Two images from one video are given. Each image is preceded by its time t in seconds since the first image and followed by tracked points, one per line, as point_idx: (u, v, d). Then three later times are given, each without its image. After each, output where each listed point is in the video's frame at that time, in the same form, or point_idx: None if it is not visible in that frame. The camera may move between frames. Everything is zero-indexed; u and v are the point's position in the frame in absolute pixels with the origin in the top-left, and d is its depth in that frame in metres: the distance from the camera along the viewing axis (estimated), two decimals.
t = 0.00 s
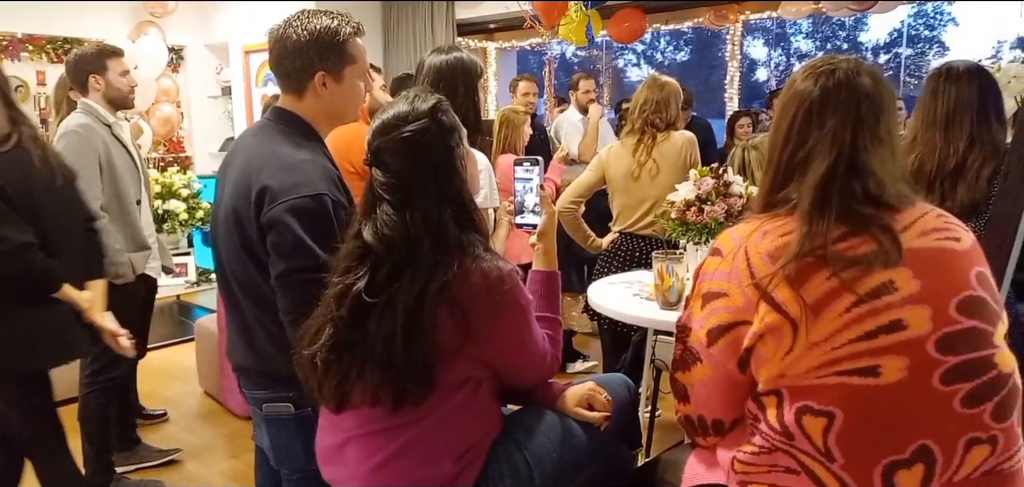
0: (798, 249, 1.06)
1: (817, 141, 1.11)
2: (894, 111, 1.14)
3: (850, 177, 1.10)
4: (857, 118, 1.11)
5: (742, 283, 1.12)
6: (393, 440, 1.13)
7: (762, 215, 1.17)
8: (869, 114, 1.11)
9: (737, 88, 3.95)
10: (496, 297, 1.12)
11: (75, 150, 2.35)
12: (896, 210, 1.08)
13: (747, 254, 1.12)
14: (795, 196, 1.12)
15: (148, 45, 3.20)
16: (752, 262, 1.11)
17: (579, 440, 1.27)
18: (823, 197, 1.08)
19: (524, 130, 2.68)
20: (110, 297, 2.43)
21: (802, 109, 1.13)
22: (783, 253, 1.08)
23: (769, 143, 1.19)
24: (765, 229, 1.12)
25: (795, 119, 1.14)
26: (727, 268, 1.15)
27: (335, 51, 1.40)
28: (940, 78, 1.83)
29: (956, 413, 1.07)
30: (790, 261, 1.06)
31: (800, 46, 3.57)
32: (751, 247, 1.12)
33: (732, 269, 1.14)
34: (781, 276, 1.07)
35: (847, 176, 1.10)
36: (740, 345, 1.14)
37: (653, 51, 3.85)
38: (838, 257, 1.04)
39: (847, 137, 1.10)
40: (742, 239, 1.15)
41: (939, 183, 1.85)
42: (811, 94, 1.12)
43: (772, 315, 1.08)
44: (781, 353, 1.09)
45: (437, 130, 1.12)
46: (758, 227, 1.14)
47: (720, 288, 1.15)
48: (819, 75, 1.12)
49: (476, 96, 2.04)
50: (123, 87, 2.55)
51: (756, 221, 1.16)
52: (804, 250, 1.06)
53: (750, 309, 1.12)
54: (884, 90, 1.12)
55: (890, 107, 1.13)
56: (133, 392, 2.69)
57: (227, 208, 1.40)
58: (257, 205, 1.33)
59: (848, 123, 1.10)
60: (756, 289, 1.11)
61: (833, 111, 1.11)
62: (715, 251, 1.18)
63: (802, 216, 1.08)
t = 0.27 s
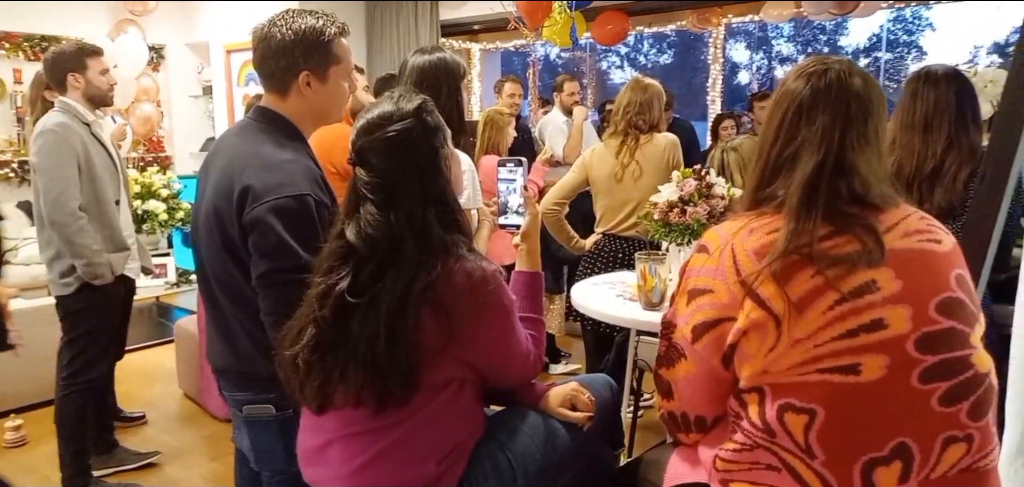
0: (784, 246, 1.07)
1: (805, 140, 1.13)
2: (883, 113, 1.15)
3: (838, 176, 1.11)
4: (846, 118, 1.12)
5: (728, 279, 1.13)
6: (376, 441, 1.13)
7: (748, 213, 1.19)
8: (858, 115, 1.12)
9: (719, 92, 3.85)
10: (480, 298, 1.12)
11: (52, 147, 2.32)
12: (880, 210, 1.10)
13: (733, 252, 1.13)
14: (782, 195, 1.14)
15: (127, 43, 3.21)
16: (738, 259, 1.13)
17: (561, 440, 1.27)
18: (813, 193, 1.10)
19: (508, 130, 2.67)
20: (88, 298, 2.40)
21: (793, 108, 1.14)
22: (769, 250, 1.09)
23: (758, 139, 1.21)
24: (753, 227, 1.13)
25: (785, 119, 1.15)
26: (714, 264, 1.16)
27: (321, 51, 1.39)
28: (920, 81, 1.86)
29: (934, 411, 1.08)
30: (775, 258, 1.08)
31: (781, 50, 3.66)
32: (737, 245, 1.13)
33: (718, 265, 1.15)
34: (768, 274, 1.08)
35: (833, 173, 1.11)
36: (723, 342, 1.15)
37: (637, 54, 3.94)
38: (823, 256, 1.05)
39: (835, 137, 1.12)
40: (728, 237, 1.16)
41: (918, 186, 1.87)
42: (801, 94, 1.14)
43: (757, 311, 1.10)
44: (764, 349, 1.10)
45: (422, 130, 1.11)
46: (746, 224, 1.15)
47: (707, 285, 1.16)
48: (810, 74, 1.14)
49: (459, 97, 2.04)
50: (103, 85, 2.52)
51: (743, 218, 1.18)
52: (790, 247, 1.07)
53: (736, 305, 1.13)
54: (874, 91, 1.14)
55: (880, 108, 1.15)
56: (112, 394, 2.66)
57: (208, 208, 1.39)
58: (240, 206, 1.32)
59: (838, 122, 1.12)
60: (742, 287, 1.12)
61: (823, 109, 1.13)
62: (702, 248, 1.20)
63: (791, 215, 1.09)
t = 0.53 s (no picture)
0: (778, 238, 1.09)
1: (803, 138, 1.15)
2: (883, 115, 1.17)
3: (834, 174, 1.13)
4: (845, 117, 1.14)
5: (721, 271, 1.15)
6: (363, 445, 1.12)
7: (746, 208, 1.20)
8: (857, 117, 1.14)
9: (705, 94, 3.92)
10: (467, 300, 1.12)
11: (34, 149, 2.29)
12: (875, 212, 1.11)
13: (728, 245, 1.15)
14: (777, 192, 1.16)
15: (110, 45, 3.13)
16: (732, 252, 1.14)
17: (549, 443, 1.27)
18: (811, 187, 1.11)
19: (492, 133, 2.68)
20: (71, 301, 2.38)
21: (793, 108, 1.16)
22: (763, 243, 1.11)
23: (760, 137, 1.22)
24: (748, 221, 1.15)
25: (787, 118, 1.17)
26: (709, 256, 1.17)
27: (307, 53, 1.39)
28: (901, 83, 1.87)
29: (920, 410, 1.10)
30: (767, 252, 1.09)
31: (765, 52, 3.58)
32: (733, 237, 1.14)
33: (712, 257, 1.17)
34: (759, 266, 1.09)
35: (829, 173, 1.13)
36: (714, 331, 1.16)
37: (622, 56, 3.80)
38: (815, 251, 1.07)
39: (834, 136, 1.13)
40: (724, 230, 1.17)
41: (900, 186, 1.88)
42: (802, 95, 1.15)
43: (748, 302, 1.11)
44: (753, 339, 1.12)
45: (409, 132, 1.11)
46: (741, 219, 1.16)
47: (700, 276, 1.17)
48: (811, 77, 1.16)
49: (445, 99, 2.04)
50: (86, 87, 2.49)
51: (740, 212, 1.19)
52: (783, 241, 1.08)
53: (727, 296, 1.14)
54: (876, 93, 1.16)
55: (880, 110, 1.16)
56: (95, 399, 2.63)
57: (193, 211, 1.38)
58: (225, 209, 1.32)
59: (837, 122, 1.13)
60: (734, 278, 1.13)
61: (823, 108, 1.14)
62: (698, 241, 1.21)
63: (785, 207, 1.10)
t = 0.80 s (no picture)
0: (779, 235, 1.10)
1: (808, 139, 1.16)
2: (887, 117, 1.17)
3: (838, 174, 1.14)
4: (849, 119, 1.15)
5: (720, 265, 1.16)
6: (354, 446, 1.13)
7: (751, 204, 1.21)
8: (862, 118, 1.15)
9: (693, 97, 3.93)
10: (458, 302, 1.12)
11: (22, 152, 2.27)
12: (875, 214, 1.13)
13: (728, 240, 1.16)
14: (780, 191, 1.17)
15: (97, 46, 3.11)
16: (732, 249, 1.15)
17: (540, 444, 1.28)
18: (813, 184, 1.13)
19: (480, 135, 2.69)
20: (59, 304, 2.38)
21: (798, 109, 1.18)
22: (764, 239, 1.12)
23: (764, 138, 1.24)
24: (749, 217, 1.16)
25: (793, 119, 1.18)
26: (710, 250, 1.18)
27: (298, 56, 1.39)
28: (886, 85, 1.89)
29: (911, 409, 1.11)
30: (767, 247, 1.10)
31: (753, 55, 3.62)
32: (734, 233, 1.16)
33: (712, 251, 1.18)
34: (758, 261, 1.11)
35: (833, 172, 1.14)
36: (711, 322, 1.17)
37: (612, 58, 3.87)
38: (814, 248, 1.08)
39: (840, 137, 1.14)
40: (724, 226, 1.19)
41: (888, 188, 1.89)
42: (808, 98, 1.17)
43: (744, 295, 1.12)
44: (749, 331, 1.12)
45: (400, 133, 1.11)
46: (742, 216, 1.18)
47: (699, 270, 1.18)
48: (818, 81, 1.17)
49: (435, 101, 2.04)
50: (75, 89, 2.48)
51: (742, 210, 1.20)
52: (783, 237, 1.10)
53: (724, 291, 1.15)
54: (879, 96, 1.17)
55: (883, 112, 1.17)
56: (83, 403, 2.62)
57: (184, 213, 1.38)
58: (217, 211, 1.31)
59: (843, 123, 1.15)
60: (733, 273, 1.14)
61: (829, 109, 1.15)
62: (699, 236, 1.22)
63: (789, 206, 1.12)
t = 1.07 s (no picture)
0: (758, 241, 1.11)
1: (784, 146, 1.18)
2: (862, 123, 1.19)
3: (816, 180, 1.15)
4: (826, 127, 1.17)
5: (700, 271, 1.17)
6: (336, 452, 1.12)
7: (729, 211, 1.22)
8: (838, 124, 1.17)
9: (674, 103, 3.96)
10: (442, 307, 1.12)
11: None
12: (852, 219, 1.14)
13: (708, 245, 1.17)
14: (757, 197, 1.18)
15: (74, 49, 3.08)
16: (711, 255, 1.16)
17: (522, 448, 1.28)
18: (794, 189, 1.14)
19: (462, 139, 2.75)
20: (36, 311, 2.35)
21: (776, 117, 1.19)
22: (743, 245, 1.13)
23: (742, 146, 1.25)
24: (727, 223, 1.18)
25: (769, 127, 1.20)
26: (690, 256, 1.20)
27: (278, 61, 1.38)
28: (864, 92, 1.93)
29: (889, 411, 1.13)
30: (747, 252, 1.12)
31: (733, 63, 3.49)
32: (714, 239, 1.17)
33: (692, 257, 1.19)
34: (738, 267, 1.12)
35: (810, 179, 1.15)
36: (691, 329, 1.19)
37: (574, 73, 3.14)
38: (793, 253, 1.09)
39: (817, 143, 1.16)
40: (704, 231, 1.20)
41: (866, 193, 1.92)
42: (784, 106, 1.18)
43: (725, 301, 1.13)
44: (728, 338, 1.14)
45: (382, 139, 1.11)
46: (720, 221, 1.19)
47: (679, 276, 1.20)
48: (794, 89, 1.19)
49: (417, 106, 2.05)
50: (52, 94, 2.46)
51: (721, 215, 1.22)
52: (762, 242, 1.11)
53: (705, 297, 1.17)
54: (855, 105, 1.19)
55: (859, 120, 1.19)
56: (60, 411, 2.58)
57: (165, 219, 1.37)
58: (199, 215, 1.31)
59: (819, 130, 1.16)
60: (713, 279, 1.15)
61: (806, 117, 1.17)
62: (678, 242, 1.23)
63: (767, 211, 1.13)
